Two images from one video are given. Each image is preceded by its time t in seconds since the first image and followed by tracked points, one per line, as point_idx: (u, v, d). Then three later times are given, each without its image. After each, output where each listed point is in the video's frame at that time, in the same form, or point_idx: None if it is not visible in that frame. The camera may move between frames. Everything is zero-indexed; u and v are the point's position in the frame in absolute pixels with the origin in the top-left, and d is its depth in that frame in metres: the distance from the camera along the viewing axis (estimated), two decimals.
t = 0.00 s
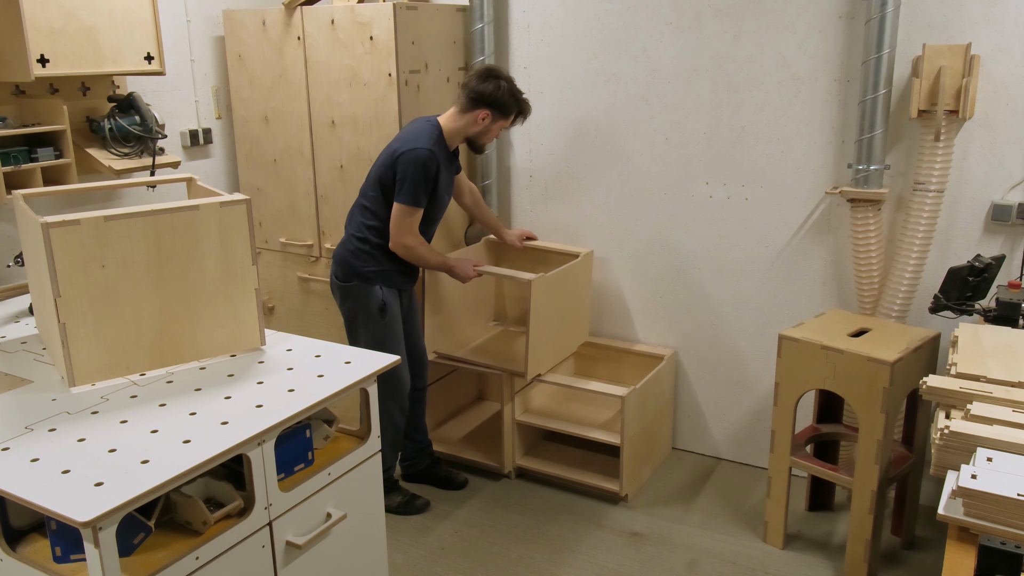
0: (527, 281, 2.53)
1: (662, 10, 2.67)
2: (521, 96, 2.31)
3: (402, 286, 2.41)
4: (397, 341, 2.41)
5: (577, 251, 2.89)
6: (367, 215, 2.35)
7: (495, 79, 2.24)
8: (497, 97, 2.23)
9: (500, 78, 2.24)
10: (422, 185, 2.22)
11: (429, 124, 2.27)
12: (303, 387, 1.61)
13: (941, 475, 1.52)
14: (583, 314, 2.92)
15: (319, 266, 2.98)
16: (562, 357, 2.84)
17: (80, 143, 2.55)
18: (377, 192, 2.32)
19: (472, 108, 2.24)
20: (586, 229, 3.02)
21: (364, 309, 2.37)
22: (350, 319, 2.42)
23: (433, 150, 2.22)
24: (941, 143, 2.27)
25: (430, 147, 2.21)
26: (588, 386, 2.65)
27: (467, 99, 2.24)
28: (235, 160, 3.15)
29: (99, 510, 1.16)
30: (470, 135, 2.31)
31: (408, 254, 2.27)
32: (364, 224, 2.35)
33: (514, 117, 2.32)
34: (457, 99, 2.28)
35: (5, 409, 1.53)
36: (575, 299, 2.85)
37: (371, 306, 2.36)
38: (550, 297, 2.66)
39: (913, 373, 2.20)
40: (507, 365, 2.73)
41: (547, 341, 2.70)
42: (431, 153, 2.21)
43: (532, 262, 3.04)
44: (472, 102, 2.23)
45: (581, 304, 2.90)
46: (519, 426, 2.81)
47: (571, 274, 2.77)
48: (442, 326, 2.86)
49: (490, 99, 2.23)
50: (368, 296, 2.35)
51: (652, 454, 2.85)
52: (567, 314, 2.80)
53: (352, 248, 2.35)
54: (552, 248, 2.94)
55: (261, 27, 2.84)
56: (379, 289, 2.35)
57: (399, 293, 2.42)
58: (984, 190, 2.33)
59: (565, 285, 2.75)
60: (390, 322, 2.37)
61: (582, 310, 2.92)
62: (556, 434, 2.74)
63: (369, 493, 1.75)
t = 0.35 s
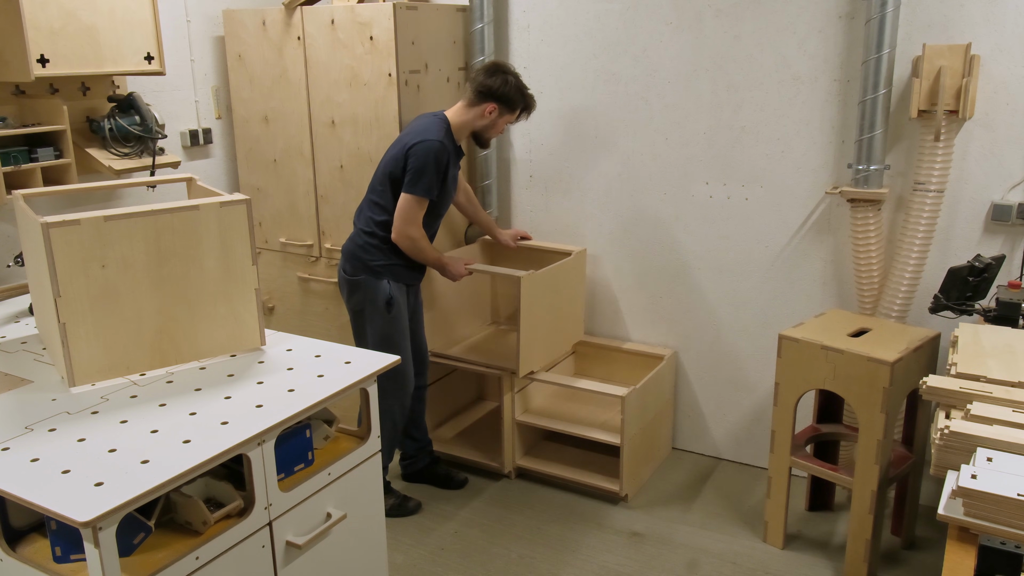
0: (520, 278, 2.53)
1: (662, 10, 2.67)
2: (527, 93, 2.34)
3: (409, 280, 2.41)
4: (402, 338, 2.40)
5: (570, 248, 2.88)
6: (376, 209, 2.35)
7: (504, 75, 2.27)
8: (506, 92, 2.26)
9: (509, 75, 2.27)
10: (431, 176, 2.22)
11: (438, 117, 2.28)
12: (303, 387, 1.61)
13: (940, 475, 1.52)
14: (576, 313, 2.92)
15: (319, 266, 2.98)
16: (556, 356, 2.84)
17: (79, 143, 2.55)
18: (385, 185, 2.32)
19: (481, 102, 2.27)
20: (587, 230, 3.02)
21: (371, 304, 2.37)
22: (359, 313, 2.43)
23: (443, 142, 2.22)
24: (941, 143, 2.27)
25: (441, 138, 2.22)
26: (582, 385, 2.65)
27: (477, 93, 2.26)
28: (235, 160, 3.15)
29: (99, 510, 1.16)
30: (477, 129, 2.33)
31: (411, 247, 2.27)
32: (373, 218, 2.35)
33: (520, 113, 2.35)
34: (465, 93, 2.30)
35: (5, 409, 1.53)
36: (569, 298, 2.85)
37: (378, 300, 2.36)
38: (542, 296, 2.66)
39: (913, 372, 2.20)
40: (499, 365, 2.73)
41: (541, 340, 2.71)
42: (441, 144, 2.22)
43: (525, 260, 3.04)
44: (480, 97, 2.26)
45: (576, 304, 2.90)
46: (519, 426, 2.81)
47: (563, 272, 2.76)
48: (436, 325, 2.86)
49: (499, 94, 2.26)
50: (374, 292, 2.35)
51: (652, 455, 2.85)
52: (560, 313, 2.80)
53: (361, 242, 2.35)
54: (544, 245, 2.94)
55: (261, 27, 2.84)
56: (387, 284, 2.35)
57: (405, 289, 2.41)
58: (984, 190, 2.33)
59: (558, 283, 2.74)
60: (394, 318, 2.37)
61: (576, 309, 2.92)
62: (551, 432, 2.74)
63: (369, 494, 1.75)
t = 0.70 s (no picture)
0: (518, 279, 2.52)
1: (662, 10, 2.67)
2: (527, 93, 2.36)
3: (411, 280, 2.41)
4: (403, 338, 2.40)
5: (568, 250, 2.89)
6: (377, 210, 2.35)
7: (509, 77, 2.27)
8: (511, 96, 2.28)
9: (513, 77, 2.28)
10: (434, 174, 2.22)
11: (441, 116, 2.27)
12: (303, 387, 1.61)
13: (941, 475, 1.52)
14: (574, 313, 2.92)
15: (319, 266, 2.98)
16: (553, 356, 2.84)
17: (80, 143, 2.55)
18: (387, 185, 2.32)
19: (486, 104, 2.28)
20: (587, 230, 3.02)
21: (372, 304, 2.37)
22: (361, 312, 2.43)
23: (447, 142, 2.23)
24: (941, 143, 2.27)
25: (445, 138, 2.22)
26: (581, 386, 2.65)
27: (482, 95, 2.26)
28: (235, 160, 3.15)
29: (99, 510, 1.16)
30: (477, 128, 2.35)
31: (411, 246, 2.26)
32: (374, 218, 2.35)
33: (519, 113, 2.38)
34: (469, 92, 2.29)
35: (5, 409, 1.53)
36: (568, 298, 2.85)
37: (381, 300, 2.36)
38: (540, 296, 2.65)
39: (913, 372, 2.20)
40: (496, 366, 2.72)
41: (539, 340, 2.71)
42: (446, 144, 2.22)
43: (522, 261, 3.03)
44: (484, 100, 2.26)
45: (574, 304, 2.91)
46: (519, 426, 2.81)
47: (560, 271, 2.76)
48: (434, 325, 2.86)
49: (505, 97, 2.27)
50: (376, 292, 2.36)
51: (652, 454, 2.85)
52: (558, 313, 2.79)
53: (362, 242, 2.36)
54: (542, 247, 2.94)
55: (261, 27, 2.84)
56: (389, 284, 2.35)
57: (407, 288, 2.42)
58: (984, 190, 2.33)
59: (556, 284, 2.74)
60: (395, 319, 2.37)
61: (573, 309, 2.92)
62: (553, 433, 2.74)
63: (369, 494, 1.75)
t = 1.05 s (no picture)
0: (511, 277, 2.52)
1: (662, 10, 2.67)
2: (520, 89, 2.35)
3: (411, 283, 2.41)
4: (402, 340, 2.40)
5: (559, 251, 2.88)
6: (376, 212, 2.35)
7: (499, 72, 2.27)
8: (502, 90, 2.28)
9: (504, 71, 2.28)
10: (433, 173, 2.21)
11: (432, 115, 2.28)
12: (303, 387, 1.61)
13: (941, 475, 1.52)
14: (569, 313, 2.93)
15: (319, 266, 2.98)
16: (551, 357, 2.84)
17: (80, 143, 2.55)
18: (384, 185, 2.32)
19: (477, 100, 2.28)
20: (587, 230, 3.02)
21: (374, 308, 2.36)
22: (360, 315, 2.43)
23: (442, 138, 2.23)
24: (941, 143, 2.27)
25: (440, 134, 2.22)
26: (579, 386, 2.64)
27: (473, 91, 2.27)
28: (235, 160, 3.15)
29: (99, 510, 1.16)
30: (472, 126, 2.35)
31: (411, 245, 2.26)
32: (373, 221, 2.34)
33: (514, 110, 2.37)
34: (460, 90, 2.31)
35: (5, 409, 1.53)
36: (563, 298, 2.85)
37: (380, 303, 2.36)
38: (535, 296, 2.66)
39: (913, 372, 2.20)
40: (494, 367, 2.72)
41: (535, 340, 2.71)
42: (441, 140, 2.22)
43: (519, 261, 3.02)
44: (475, 94, 2.27)
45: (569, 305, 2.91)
46: (519, 426, 2.81)
47: (554, 272, 2.77)
48: (432, 326, 2.86)
49: (495, 91, 2.27)
50: (377, 295, 2.35)
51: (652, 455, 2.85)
52: (553, 314, 2.80)
53: (361, 246, 2.35)
54: (537, 249, 2.93)
55: (261, 27, 2.84)
56: (388, 287, 2.35)
57: (406, 290, 2.41)
58: (984, 190, 2.33)
59: (551, 284, 2.74)
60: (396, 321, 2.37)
61: (570, 310, 2.92)
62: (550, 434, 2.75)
63: (369, 494, 1.75)
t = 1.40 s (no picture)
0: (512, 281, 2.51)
1: (662, 10, 2.67)
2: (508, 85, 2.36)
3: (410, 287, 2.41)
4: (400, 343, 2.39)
5: (561, 252, 2.88)
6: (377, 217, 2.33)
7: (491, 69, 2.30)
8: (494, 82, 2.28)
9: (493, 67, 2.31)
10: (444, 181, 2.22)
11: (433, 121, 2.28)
12: (303, 387, 1.61)
13: (941, 475, 1.52)
14: (569, 313, 2.93)
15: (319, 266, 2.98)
16: (552, 358, 2.84)
17: (80, 143, 2.55)
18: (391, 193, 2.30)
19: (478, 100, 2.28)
20: (588, 229, 3.02)
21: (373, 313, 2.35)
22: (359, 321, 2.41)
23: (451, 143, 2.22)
24: (941, 143, 2.27)
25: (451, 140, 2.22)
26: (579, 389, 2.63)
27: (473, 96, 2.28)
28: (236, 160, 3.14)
29: (99, 510, 1.16)
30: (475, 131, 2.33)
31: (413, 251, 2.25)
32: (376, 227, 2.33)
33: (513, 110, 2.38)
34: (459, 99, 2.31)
35: (5, 409, 1.53)
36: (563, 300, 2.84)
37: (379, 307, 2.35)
38: (536, 297, 2.65)
39: (913, 372, 2.20)
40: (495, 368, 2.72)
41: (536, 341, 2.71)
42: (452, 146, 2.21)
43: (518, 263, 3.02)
44: (298, 66, 2.09)
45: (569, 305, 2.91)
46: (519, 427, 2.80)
47: (557, 276, 2.75)
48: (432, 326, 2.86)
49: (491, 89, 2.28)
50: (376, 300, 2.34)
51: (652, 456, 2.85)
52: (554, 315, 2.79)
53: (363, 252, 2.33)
54: (537, 250, 2.93)
55: (261, 27, 2.84)
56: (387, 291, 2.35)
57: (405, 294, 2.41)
58: (984, 190, 2.33)
59: (552, 285, 2.74)
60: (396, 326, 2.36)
61: (570, 310, 2.92)
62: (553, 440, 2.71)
63: (369, 494, 1.75)
